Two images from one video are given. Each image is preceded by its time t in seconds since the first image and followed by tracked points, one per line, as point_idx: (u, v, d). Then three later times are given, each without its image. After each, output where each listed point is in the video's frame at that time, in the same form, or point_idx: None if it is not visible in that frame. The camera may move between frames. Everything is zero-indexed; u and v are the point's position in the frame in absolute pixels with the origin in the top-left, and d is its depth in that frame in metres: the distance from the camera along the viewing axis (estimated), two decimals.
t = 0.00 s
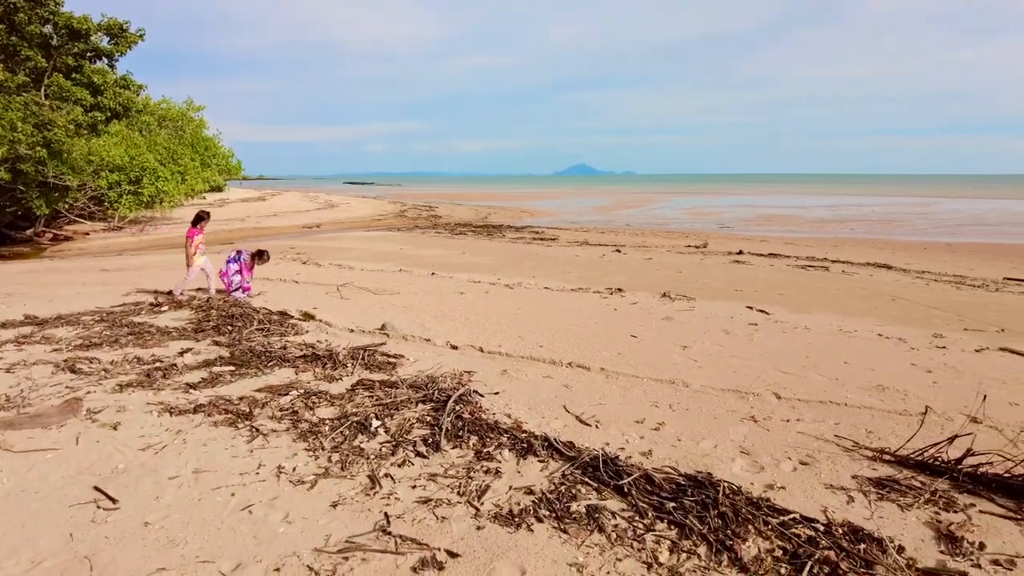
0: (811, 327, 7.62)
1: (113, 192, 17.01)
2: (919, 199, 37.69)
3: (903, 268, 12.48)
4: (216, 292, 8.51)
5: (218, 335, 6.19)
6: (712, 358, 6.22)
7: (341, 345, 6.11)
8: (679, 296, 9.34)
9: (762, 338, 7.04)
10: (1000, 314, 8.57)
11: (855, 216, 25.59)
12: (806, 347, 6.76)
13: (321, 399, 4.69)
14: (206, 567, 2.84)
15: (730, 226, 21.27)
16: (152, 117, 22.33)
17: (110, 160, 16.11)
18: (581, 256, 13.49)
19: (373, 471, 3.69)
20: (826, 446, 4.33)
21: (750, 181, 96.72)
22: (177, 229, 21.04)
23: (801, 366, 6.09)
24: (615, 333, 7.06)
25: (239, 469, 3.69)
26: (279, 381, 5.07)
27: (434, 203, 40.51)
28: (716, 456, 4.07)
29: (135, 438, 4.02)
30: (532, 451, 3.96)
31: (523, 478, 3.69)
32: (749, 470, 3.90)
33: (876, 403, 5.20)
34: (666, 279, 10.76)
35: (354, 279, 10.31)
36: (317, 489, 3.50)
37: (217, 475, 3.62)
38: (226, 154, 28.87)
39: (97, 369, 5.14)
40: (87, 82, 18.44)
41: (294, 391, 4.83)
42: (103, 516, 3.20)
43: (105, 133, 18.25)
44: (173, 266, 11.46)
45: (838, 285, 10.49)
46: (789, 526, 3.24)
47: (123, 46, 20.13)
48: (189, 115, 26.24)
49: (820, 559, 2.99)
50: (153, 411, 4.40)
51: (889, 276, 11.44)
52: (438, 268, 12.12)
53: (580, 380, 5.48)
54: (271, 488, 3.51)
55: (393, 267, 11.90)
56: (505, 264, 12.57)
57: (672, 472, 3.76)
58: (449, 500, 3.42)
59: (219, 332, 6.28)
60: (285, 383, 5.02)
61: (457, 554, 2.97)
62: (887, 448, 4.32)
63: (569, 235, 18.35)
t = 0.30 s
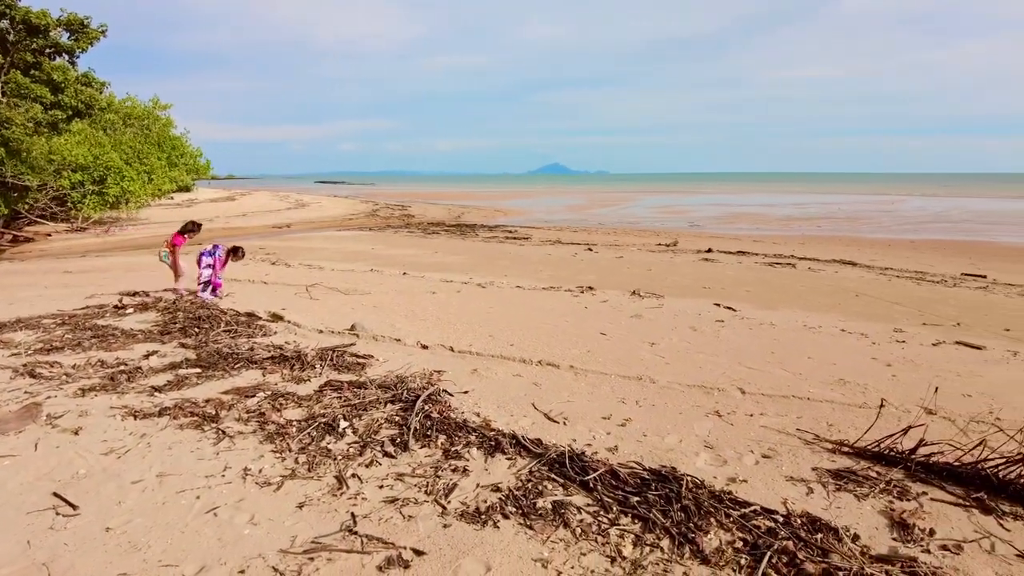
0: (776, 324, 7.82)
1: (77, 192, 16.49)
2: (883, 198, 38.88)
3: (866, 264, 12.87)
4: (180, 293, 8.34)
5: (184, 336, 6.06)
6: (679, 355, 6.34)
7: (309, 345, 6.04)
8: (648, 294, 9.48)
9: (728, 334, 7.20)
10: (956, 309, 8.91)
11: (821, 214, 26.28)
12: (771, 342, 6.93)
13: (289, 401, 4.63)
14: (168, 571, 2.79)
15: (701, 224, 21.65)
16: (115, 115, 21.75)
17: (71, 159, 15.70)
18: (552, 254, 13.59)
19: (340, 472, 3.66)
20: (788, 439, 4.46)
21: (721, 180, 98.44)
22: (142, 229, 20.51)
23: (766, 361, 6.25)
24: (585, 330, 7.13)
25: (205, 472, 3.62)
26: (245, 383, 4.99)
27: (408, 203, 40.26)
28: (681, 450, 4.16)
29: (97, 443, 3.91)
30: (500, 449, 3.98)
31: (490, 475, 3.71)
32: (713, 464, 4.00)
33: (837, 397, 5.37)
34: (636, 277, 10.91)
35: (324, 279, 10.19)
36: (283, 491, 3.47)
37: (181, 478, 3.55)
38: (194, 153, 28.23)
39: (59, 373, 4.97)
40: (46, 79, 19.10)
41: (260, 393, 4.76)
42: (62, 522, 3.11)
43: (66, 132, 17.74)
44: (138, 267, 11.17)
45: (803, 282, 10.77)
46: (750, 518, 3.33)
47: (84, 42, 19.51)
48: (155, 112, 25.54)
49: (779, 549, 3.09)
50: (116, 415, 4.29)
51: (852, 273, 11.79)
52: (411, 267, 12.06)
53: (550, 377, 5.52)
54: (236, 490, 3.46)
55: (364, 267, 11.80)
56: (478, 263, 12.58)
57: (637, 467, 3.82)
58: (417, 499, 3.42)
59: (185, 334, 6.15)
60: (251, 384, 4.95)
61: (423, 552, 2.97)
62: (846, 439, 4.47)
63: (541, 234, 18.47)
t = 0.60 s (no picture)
0: (759, 321, 7.90)
1: (58, 190, 16.22)
2: (867, 195, 39.34)
3: (849, 262, 13.03)
4: (163, 292, 8.25)
5: (166, 336, 6.00)
6: (662, 352, 6.39)
7: (292, 345, 6.01)
8: (634, 292, 9.54)
9: (711, 331, 7.27)
10: (936, 305, 9.06)
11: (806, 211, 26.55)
12: (753, 339, 7.01)
13: (270, 400, 4.61)
14: (145, 572, 2.77)
15: (687, 222, 21.78)
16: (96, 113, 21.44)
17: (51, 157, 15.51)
18: (539, 253, 13.61)
19: (321, 471, 3.66)
20: (768, 435, 4.51)
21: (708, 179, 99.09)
22: (125, 228, 20.25)
23: (748, 358, 6.32)
24: (569, 328, 7.16)
25: (184, 472, 3.60)
26: (227, 383, 4.95)
27: (396, 201, 40.11)
28: (662, 447, 4.20)
29: (75, 444, 3.87)
30: (482, 447, 3.99)
31: (471, 474, 3.72)
32: (693, 460, 4.04)
33: (817, 393, 5.45)
34: (622, 275, 10.96)
35: (309, 278, 10.12)
36: (263, 491, 3.45)
37: (160, 479, 3.52)
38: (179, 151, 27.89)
39: (37, 374, 4.90)
40: (26, 77, 18.93)
41: (242, 393, 4.73)
42: (37, 525, 3.07)
43: (47, 130, 17.49)
44: (120, 266, 11.02)
45: (787, 279, 10.88)
46: (729, 514, 3.37)
47: (64, 39, 19.21)
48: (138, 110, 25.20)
49: (756, 545, 3.13)
50: (95, 415, 4.25)
51: (835, 270, 11.93)
52: (397, 266, 12.02)
53: (533, 375, 5.55)
54: (216, 490, 3.44)
55: (350, 266, 11.74)
56: (464, 261, 12.57)
57: (618, 464, 3.86)
58: (397, 498, 3.42)
59: (167, 334, 6.09)
60: (233, 384, 4.91)
61: (402, 551, 2.98)
62: (825, 435, 4.54)
63: (529, 232, 18.49)
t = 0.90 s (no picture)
0: (758, 320, 7.92)
1: (55, 188, 16.11)
2: (864, 194, 39.45)
3: (847, 261, 13.06)
4: (161, 291, 8.22)
5: (164, 336, 5.98)
6: (662, 352, 6.39)
7: (291, 344, 6.00)
8: (632, 291, 9.55)
9: (710, 331, 7.28)
10: (933, 304, 9.09)
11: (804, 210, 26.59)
12: (752, 339, 7.02)
13: (270, 400, 4.60)
14: (147, 573, 2.77)
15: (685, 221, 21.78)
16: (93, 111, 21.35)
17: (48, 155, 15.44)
18: (537, 252, 13.60)
19: (321, 471, 3.65)
20: (768, 435, 4.52)
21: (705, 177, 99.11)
22: (121, 226, 20.15)
23: (747, 358, 6.33)
24: (568, 328, 7.16)
25: (185, 472, 3.59)
26: (226, 382, 4.94)
27: (393, 199, 40.04)
28: (662, 447, 4.21)
29: (74, 444, 3.86)
30: (482, 447, 4.00)
31: (472, 473, 3.72)
32: (693, 460, 4.05)
33: (816, 392, 5.47)
34: (621, 274, 10.95)
35: (307, 277, 10.09)
36: (263, 491, 3.45)
37: (161, 478, 3.52)
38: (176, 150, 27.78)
39: (35, 374, 4.88)
40: (22, 74, 18.82)
41: (242, 392, 4.72)
42: (38, 525, 3.07)
43: (43, 128, 17.38)
44: (117, 265, 10.97)
45: (785, 278, 10.90)
46: (729, 514, 3.38)
47: (60, 37, 19.10)
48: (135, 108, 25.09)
49: (757, 545, 3.14)
50: (95, 415, 4.23)
51: (834, 269, 11.96)
52: (396, 265, 11.99)
53: (533, 375, 5.55)
54: (217, 490, 3.44)
55: (348, 265, 11.71)
56: (463, 260, 12.55)
57: (619, 464, 3.87)
58: (398, 497, 3.43)
59: (165, 333, 6.06)
60: (232, 384, 4.90)
61: (404, 551, 2.98)
62: (825, 435, 4.55)
63: (527, 231, 18.47)
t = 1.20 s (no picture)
0: (762, 321, 7.92)
1: (57, 187, 16.11)
2: (865, 195, 39.49)
3: (850, 262, 13.07)
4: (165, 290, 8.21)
5: (170, 334, 5.97)
6: (667, 352, 6.39)
7: (297, 343, 5.99)
8: (636, 291, 9.55)
9: (715, 331, 7.28)
10: (937, 306, 9.09)
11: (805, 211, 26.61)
12: (757, 339, 7.02)
13: (277, 399, 4.60)
14: (159, 572, 2.76)
15: (686, 222, 21.79)
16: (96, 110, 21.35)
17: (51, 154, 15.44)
18: (540, 252, 13.60)
19: (331, 471, 3.65)
20: (775, 435, 4.53)
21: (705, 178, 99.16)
22: (123, 225, 20.15)
23: (753, 358, 6.33)
24: (573, 328, 7.16)
25: (194, 471, 3.59)
26: (232, 381, 4.93)
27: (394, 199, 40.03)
28: (670, 447, 4.21)
29: (83, 442, 3.85)
30: (491, 447, 3.99)
31: (481, 473, 3.72)
32: (702, 460, 4.05)
33: (823, 393, 5.46)
34: (624, 274, 10.95)
35: (311, 276, 10.08)
36: (273, 490, 3.45)
37: (171, 477, 3.51)
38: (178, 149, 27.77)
39: (42, 372, 4.87)
40: (25, 73, 18.81)
41: (249, 391, 4.72)
42: (49, 523, 3.06)
43: (46, 126, 17.37)
44: (120, 263, 10.96)
45: (789, 279, 10.90)
46: (740, 514, 3.38)
47: (64, 35, 19.08)
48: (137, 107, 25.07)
49: (768, 545, 3.14)
50: (102, 414, 4.23)
51: (837, 270, 11.96)
52: (399, 264, 11.98)
53: (539, 375, 5.54)
54: (226, 489, 3.43)
55: (351, 264, 11.70)
56: (466, 260, 12.54)
57: (628, 464, 3.87)
58: (408, 497, 3.42)
59: (171, 332, 6.06)
60: (239, 383, 4.89)
61: (415, 550, 2.98)
62: (833, 436, 4.55)
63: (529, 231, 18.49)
